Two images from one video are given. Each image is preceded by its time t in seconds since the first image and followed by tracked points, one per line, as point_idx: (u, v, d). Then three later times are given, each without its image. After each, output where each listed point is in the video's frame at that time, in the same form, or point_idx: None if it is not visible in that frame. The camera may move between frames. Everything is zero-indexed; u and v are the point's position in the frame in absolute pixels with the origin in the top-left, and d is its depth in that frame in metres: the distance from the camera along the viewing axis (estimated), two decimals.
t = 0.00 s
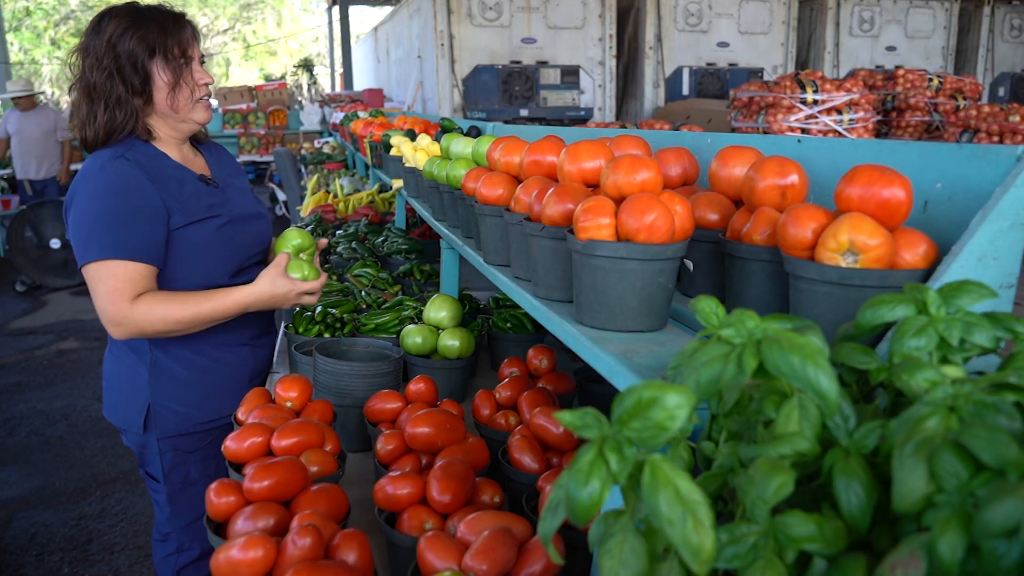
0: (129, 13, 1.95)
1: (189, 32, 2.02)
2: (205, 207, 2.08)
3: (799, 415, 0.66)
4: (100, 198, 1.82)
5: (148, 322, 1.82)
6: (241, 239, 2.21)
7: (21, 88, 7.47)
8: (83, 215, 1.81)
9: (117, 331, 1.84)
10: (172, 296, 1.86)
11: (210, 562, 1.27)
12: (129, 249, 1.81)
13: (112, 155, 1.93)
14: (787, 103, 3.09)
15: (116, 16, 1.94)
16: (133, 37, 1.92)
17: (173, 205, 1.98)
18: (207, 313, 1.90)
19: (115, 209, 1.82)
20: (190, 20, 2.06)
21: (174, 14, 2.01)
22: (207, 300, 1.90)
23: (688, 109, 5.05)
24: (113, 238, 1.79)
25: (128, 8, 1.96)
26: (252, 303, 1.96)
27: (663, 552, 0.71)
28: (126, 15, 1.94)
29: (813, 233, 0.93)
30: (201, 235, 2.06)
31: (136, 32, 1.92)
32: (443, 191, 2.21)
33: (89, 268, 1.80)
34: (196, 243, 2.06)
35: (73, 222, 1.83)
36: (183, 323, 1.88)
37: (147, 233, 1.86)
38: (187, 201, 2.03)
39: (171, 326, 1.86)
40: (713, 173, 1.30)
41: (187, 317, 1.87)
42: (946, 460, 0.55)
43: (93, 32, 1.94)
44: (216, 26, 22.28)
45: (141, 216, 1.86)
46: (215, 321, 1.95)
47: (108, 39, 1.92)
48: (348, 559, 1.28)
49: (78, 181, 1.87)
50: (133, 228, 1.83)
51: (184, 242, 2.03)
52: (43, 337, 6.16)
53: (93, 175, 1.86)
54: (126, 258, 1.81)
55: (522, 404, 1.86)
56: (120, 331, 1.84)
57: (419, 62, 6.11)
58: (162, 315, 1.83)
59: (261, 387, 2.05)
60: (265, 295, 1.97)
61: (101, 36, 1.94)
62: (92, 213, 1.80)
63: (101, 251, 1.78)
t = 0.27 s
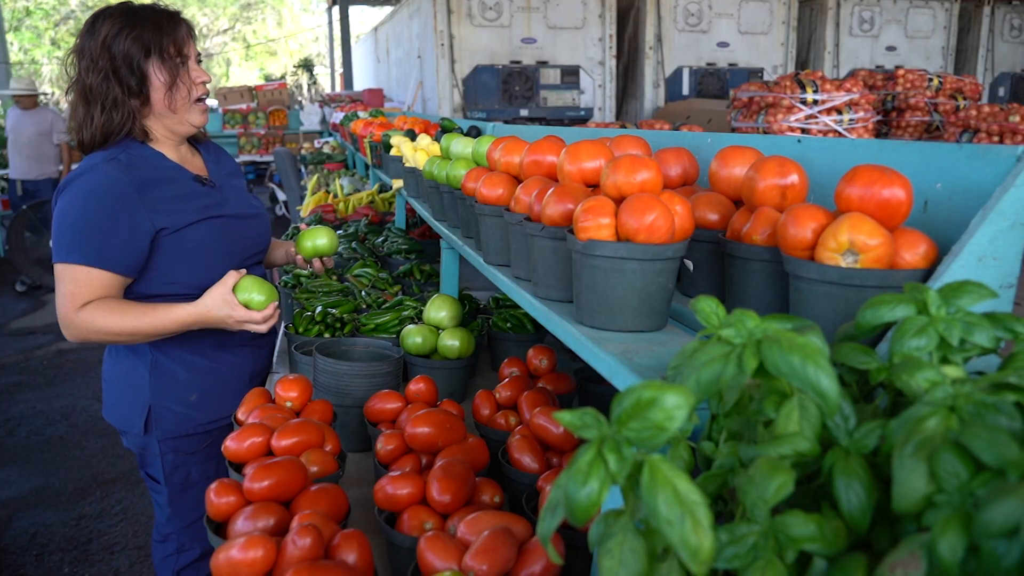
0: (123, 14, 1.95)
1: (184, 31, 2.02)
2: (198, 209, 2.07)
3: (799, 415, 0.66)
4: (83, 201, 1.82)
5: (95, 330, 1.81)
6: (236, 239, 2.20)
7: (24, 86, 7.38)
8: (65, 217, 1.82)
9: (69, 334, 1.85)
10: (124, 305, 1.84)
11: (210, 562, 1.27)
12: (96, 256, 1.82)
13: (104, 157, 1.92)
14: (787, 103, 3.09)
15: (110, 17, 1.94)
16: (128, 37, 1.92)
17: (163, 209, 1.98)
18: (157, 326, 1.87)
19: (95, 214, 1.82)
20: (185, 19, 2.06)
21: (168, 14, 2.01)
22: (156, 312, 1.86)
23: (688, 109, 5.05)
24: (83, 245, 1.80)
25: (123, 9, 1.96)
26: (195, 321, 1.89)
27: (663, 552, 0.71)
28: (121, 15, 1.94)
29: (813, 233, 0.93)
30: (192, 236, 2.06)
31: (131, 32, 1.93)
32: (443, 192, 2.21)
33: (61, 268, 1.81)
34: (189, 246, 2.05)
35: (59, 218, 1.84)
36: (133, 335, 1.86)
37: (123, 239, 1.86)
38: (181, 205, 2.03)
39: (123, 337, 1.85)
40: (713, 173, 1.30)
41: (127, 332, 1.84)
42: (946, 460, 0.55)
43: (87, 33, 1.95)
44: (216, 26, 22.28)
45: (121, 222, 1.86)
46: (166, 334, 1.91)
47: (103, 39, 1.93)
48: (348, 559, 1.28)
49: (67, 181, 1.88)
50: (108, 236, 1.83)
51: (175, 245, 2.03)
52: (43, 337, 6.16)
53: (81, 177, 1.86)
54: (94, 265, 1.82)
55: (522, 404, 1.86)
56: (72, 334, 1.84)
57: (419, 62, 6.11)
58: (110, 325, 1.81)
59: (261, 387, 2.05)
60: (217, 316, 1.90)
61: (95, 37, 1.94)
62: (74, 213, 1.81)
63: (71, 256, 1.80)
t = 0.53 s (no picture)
0: (118, 15, 1.95)
1: (179, 29, 2.01)
2: (195, 211, 2.08)
3: (799, 414, 0.66)
4: (78, 207, 1.82)
5: (119, 333, 1.84)
6: (236, 239, 2.21)
7: (17, 87, 7.23)
8: (62, 223, 1.82)
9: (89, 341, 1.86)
10: (142, 303, 1.87)
11: (210, 562, 1.27)
12: (100, 261, 1.82)
13: (94, 161, 1.92)
14: (787, 103, 3.09)
15: (105, 18, 1.94)
16: (124, 39, 1.92)
17: (162, 211, 1.99)
18: (174, 322, 1.90)
19: (92, 218, 1.82)
20: (180, 18, 2.05)
21: (163, 12, 2.01)
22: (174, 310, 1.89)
23: (688, 109, 5.05)
24: (84, 251, 1.80)
25: (117, 10, 1.96)
26: (220, 309, 1.94)
27: (663, 551, 0.71)
28: (115, 16, 1.94)
29: (813, 233, 0.93)
30: (189, 238, 2.06)
31: (127, 33, 1.92)
32: (443, 192, 2.21)
33: (68, 277, 1.82)
34: (190, 247, 2.06)
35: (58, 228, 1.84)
36: (152, 333, 1.89)
37: (123, 244, 1.86)
38: (179, 207, 2.04)
39: (142, 336, 1.88)
40: (713, 173, 1.30)
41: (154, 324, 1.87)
42: (947, 460, 0.55)
43: (83, 36, 1.95)
44: (216, 26, 22.28)
45: (120, 226, 1.86)
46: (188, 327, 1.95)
47: (99, 42, 1.93)
48: (348, 559, 1.28)
49: (60, 186, 1.88)
50: (108, 241, 1.83)
51: (177, 247, 2.04)
52: (43, 337, 6.16)
53: (74, 181, 1.86)
54: (99, 271, 1.82)
55: (522, 404, 1.86)
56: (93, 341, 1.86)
57: (419, 62, 6.11)
58: (130, 324, 1.84)
59: (261, 387, 2.05)
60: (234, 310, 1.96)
61: (91, 39, 1.93)
62: (73, 220, 1.81)
63: (73, 264, 1.80)
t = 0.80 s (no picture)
0: (122, 15, 1.95)
1: (182, 34, 2.02)
2: (192, 209, 2.08)
3: (799, 415, 0.66)
4: (78, 204, 1.82)
5: (135, 327, 1.84)
6: (233, 239, 2.22)
7: None
8: (62, 220, 1.82)
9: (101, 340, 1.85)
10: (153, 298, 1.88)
11: (210, 562, 1.27)
12: (105, 258, 1.82)
13: (91, 159, 1.92)
14: (787, 103, 3.09)
15: (109, 17, 1.95)
16: (124, 39, 1.92)
17: (160, 211, 1.99)
18: (187, 312, 1.92)
19: (91, 216, 1.82)
20: (184, 23, 2.06)
21: (168, 17, 2.02)
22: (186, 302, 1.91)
23: (688, 109, 5.05)
24: (87, 247, 1.80)
25: (123, 10, 1.97)
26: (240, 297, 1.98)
27: (663, 552, 0.71)
28: (120, 16, 1.95)
29: (813, 233, 0.93)
30: (188, 237, 2.07)
31: (129, 34, 1.93)
32: (443, 192, 2.22)
33: (72, 277, 1.81)
34: (190, 245, 2.07)
35: (56, 229, 1.83)
36: (165, 326, 1.90)
37: (126, 240, 1.86)
38: (176, 205, 2.04)
39: (156, 329, 1.88)
40: (713, 173, 1.30)
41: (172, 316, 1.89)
42: (947, 460, 0.55)
43: (86, 32, 1.95)
44: (216, 26, 22.28)
45: (121, 222, 1.86)
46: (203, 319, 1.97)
47: (99, 40, 1.93)
48: (348, 559, 1.28)
49: (59, 186, 1.87)
50: (111, 237, 1.83)
51: (176, 246, 2.04)
52: (43, 337, 6.16)
53: (72, 180, 1.86)
54: (105, 267, 1.82)
55: (522, 403, 1.86)
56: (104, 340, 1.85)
57: (419, 62, 6.11)
58: (150, 316, 1.85)
59: (261, 387, 2.05)
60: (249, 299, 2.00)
61: (93, 36, 1.94)
62: (72, 220, 1.81)
63: (78, 260, 1.79)
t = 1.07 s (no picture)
0: (120, 14, 1.95)
1: (178, 38, 2.01)
2: (185, 206, 2.09)
3: (799, 415, 0.66)
4: (70, 200, 1.82)
5: (133, 311, 1.82)
6: (228, 236, 2.22)
7: None
8: (54, 217, 1.82)
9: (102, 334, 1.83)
10: (148, 284, 1.86)
11: (210, 562, 1.27)
12: (99, 252, 1.81)
13: (82, 158, 1.93)
14: (787, 103, 3.09)
15: (106, 16, 1.95)
16: (118, 38, 1.92)
17: (153, 207, 1.99)
18: (185, 294, 1.89)
19: (83, 212, 1.82)
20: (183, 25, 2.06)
21: (165, 19, 2.01)
22: (186, 282, 1.89)
23: (688, 109, 5.05)
24: (80, 241, 1.80)
25: (121, 10, 1.97)
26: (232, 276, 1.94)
27: (664, 552, 0.71)
28: (116, 15, 1.95)
29: (813, 233, 0.93)
30: (182, 232, 2.07)
31: (122, 34, 1.93)
32: (443, 191, 2.22)
33: (67, 272, 1.81)
34: (184, 241, 2.07)
35: (49, 229, 1.83)
36: (166, 307, 1.86)
37: (120, 234, 1.86)
38: (168, 202, 2.05)
39: (155, 310, 1.85)
40: (713, 173, 1.30)
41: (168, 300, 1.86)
42: (947, 460, 0.55)
43: (83, 30, 1.95)
44: (216, 26, 22.29)
45: (114, 216, 1.87)
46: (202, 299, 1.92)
47: (94, 38, 1.93)
48: (348, 558, 1.28)
49: (51, 185, 1.88)
50: (105, 230, 1.83)
51: (170, 242, 2.04)
52: (43, 337, 6.16)
53: (64, 178, 1.87)
54: (100, 260, 1.82)
55: (522, 403, 1.86)
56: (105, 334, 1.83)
57: (419, 62, 6.11)
58: (143, 300, 1.82)
59: (261, 387, 2.05)
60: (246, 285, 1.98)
61: (87, 34, 1.94)
62: (64, 217, 1.81)
63: (72, 253, 1.79)
